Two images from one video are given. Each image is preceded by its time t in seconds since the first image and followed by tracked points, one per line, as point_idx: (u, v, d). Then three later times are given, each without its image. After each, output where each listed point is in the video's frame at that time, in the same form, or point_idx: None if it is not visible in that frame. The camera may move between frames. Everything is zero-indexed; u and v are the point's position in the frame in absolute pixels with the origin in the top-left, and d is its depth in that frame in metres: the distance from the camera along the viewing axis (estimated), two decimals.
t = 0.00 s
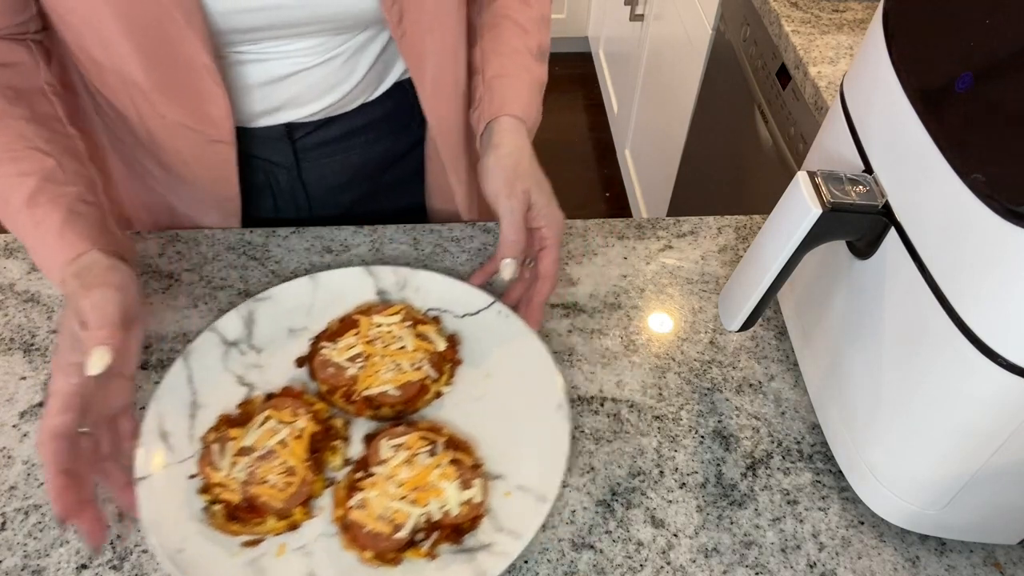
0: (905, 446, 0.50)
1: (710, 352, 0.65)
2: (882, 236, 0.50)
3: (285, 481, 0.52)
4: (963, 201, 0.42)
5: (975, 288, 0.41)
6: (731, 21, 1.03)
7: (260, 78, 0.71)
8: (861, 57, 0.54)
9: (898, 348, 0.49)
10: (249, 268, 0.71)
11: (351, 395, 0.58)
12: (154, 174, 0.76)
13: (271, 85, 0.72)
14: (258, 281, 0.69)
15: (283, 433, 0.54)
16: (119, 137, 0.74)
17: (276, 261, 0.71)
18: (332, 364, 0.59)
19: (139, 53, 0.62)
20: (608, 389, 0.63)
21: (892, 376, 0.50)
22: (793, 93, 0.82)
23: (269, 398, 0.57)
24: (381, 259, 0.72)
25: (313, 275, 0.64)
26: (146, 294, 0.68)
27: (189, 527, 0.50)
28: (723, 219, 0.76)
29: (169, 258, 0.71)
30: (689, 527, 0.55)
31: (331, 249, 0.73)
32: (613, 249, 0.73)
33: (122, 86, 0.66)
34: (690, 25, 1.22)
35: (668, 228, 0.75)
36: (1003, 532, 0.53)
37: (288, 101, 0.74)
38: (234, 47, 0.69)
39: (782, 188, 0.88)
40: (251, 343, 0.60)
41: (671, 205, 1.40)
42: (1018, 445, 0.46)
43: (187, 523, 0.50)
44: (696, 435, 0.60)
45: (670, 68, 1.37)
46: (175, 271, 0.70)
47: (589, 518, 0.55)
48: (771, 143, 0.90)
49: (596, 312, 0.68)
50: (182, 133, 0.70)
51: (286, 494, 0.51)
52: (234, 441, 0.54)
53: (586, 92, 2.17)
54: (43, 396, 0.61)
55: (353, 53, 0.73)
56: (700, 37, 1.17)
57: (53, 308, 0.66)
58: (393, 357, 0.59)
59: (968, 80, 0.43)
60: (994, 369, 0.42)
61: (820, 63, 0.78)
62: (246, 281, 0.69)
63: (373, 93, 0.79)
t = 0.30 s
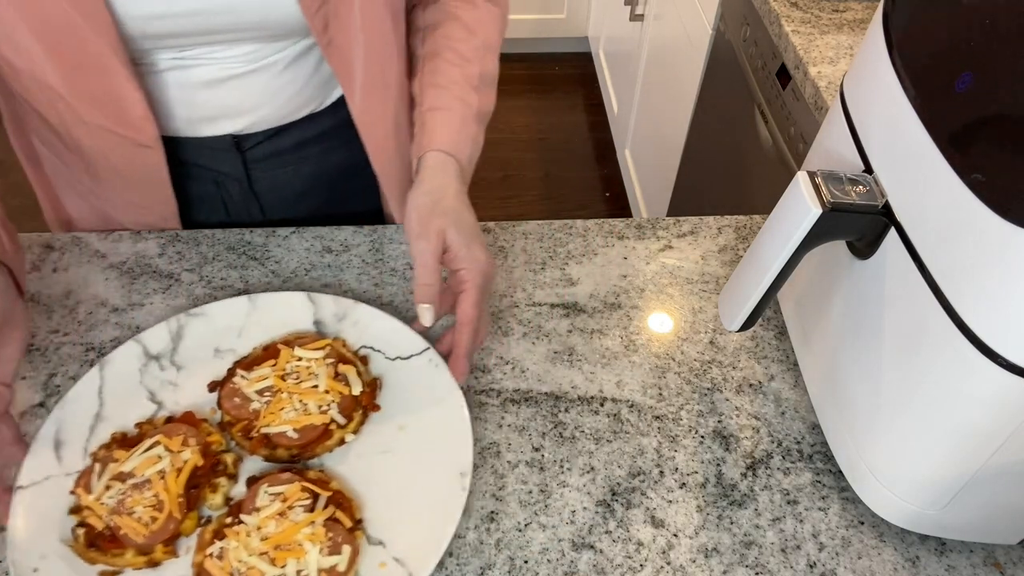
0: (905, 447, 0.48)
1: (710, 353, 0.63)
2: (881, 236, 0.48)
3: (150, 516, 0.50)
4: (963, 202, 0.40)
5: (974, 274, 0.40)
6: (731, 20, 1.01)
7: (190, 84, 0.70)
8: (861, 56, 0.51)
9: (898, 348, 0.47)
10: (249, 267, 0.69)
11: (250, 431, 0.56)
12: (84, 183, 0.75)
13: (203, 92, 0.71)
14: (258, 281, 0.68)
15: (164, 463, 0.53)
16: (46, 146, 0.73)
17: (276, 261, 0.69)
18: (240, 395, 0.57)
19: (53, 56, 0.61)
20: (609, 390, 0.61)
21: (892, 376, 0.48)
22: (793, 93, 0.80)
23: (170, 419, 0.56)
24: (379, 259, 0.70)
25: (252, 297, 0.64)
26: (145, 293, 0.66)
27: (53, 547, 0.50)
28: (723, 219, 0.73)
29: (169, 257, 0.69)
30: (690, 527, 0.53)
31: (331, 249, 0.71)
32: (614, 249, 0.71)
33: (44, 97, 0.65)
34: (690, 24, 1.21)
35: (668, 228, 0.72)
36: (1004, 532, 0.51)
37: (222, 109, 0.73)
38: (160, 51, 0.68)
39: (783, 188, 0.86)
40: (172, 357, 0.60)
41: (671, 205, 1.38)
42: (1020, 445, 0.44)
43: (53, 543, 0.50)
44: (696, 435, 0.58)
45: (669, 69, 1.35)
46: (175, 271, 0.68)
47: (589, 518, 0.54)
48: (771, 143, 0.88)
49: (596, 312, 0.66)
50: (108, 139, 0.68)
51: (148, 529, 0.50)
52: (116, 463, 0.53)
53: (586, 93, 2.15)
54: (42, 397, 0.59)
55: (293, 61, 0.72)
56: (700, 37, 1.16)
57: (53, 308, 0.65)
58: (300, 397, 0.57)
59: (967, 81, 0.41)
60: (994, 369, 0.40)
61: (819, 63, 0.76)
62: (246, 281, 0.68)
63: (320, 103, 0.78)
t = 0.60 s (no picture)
0: (904, 446, 0.48)
1: (710, 353, 0.63)
2: (882, 236, 0.48)
3: (140, 515, 0.50)
4: (962, 203, 0.40)
5: (975, 273, 0.39)
6: (731, 21, 1.01)
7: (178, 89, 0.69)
8: (861, 56, 0.51)
9: (898, 348, 0.47)
10: (249, 267, 0.69)
11: (242, 430, 0.56)
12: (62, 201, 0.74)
13: (190, 95, 0.70)
14: (258, 281, 0.68)
15: (155, 462, 0.52)
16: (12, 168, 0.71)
17: (277, 261, 0.69)
18: (232, 395, 0.57)
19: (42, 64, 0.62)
20: (609, 389, 0.60)
21: (892, 376, 0.48)
22: (793, 93, 0.80)
23: (162, 418, 0.56)
24: (379, 259, 0.70)
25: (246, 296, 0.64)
26: (145, 293, 0.66)
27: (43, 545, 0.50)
28: (723, 219, 0.73)
29: (170, 258, 0.69)
30: (689, 527, 0.53)
31: (332, 249, 0.70)
32: (614, 249, 0.71)
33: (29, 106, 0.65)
34: (690, 24, 1.20)
35: (668, 228, 0.72)
36: (1004, 532, 0.51)
37: (212, 113, 0.72)
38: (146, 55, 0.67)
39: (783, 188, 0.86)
40: (166, 356, 0.60)
41: (671, 204, 1.38)
42: (1019, 445, 0.43)
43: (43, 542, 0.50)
44: (696, 435, 0.58)
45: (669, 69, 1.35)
46: (175, 271, 0.68)
47: (589, 518, 0.53)
48: (771, 143, 0.88)
49: (596, 312, 0.66)
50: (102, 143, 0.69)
51: (139, 528, 0.50)
52: (106, 462, 0.52)
53: (586, 93, 2.14)
54: (43, 397, 0.59)
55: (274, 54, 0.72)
56: (700, 37, 1.15)
57: (53, 307, 0.65)
58: (291, 396, 0.57)
59: (968, 81, 0.41)
60: (994, 369, 0.40)
61: (819, 63, 0.76)
62: (246, 281, 0.68)
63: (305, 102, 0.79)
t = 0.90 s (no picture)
0: (904, 447, 0.48)
1: (710, 352, 0.63)
2: (882, 236, 0.48)
3: (140, 515, 0.50)
4: (962, 203, 0.40)
5: (975, 273, 0.39)
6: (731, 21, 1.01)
7: (212, 85, 0.70)
8: (860, 56, 0.51)
9: (898, 348, 0.47)
10: (249, 268, 0.69)
11: (242, 429, 0.56)
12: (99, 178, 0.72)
13: (223, 90, 0.71)
14: (258, 281, 0.68)
15: (155, 462, 0.52)
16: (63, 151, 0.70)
17: (276, 261, 0.69)
18: (232, 395, 0.57)
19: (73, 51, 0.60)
20: (609, 389, 0.60)
21: (892, 376, 0.48)
22: (793, 93, 0.80)
23: (162, 418, 0.56)
24: (379, 259, 0.70)
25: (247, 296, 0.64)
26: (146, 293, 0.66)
27: (43, 544, 0.50)
28: (723, 219, 0.73)
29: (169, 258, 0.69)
30: (689, 527, 0.53)
31: (331, 249, 0.70)
32: (614, 249, 0.71)
33: (53, 93, 0.64)
34: (690, 24, 1.20)
35: (669, 228, 0.72)
36: (1004, 531, 0.51)
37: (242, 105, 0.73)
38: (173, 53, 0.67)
39: (782, 188, 0.86)
40: (166, 356, 0.60)
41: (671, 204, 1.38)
42: (1019, 445, 0.43)
43: (44, 541, 0.50)
44: (696, 435, 0.58)
45: (669, 69, 1.35)
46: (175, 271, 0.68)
47: (589, 518, 0.53)
48: (771, 143, 0.88)
49: (596, 312, 0.66)
50: (131, 129, 0.68)
51: (139, 528, 0.50)
52: (106, 462, 0.52)
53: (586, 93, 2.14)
54: (42, 397, 0.59)
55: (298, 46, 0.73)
56: (700, 37, 1.15)
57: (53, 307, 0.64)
58: (292, 396, 0.57)
59: (968, 80, 0.41)
60: (994, 369, 0.40)
61: (819, 63, 0.76)
62: (246, 281, 0.68)
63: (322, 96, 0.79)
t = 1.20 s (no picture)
0: (904, 446, 0.48)
1: (710, 352, 0.63)
2: (882, 236, 0.48)
3: (140, 515, 0.50)
4: (962, 203, 0.40)
5: (974, 272, 0.39)
6: (731, 21, 1.01)
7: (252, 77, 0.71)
8: (860, 56, 0.51)
9: (897, 348, 0.47)
10: (249, 268, 0.69)
11: (242, 429, 0.56)
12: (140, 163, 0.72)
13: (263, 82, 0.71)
14: (258, 281, 0.68)
15: (155, 462, 0.52)
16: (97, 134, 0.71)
17: (277, 261, 0.69)
18: (232, 395, 0.57)
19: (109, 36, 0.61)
20: (609, 389, 0.60)
21: (892, 376, 0.48)
22: (793, 93, 0.80)
23: (162, 418, 0.56)
24: (380, 259, 0.70)
25: (247, 296, 0.64)
26: (145, 293, 0.66)
27: (43, 543, 0.50)
28: (723, 219, 0.73)
29: (169, 258, 0.69)
30: (689, 527, 0.53)
31: (331, 249, 0.70)
32: (614, 249, 0.71)
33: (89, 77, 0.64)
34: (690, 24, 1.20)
35: (669, 228, 0.72)
36: (1004, 531, 0.51)
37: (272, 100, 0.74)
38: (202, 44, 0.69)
39: (782, 188, 0.86)
40: (166, 356, 0.60)
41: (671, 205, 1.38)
42: (1019, 445, 0.43)
43: (43, 540, 0.50)
44: (696, 435, 0.58)
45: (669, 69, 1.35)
46: (176, 271, 0.68)
47: (589, 518, 0.53)
48: (771, 143, 0.88)
49: (596, 312, 0.66)
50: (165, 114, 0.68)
51: (139, 528, 0.50)
52: (107, 462, 0.52)
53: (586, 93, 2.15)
54: (43, 397, 0.59)
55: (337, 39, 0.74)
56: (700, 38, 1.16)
57: (53, 307, 0.64)
58: (292, 396, 0.57)
59: (968, 80, 0.40)
60: (994, 369, 0.40)
61: (819, 63, 0.76)
62: (246, 281, 0.68)
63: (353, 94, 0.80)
